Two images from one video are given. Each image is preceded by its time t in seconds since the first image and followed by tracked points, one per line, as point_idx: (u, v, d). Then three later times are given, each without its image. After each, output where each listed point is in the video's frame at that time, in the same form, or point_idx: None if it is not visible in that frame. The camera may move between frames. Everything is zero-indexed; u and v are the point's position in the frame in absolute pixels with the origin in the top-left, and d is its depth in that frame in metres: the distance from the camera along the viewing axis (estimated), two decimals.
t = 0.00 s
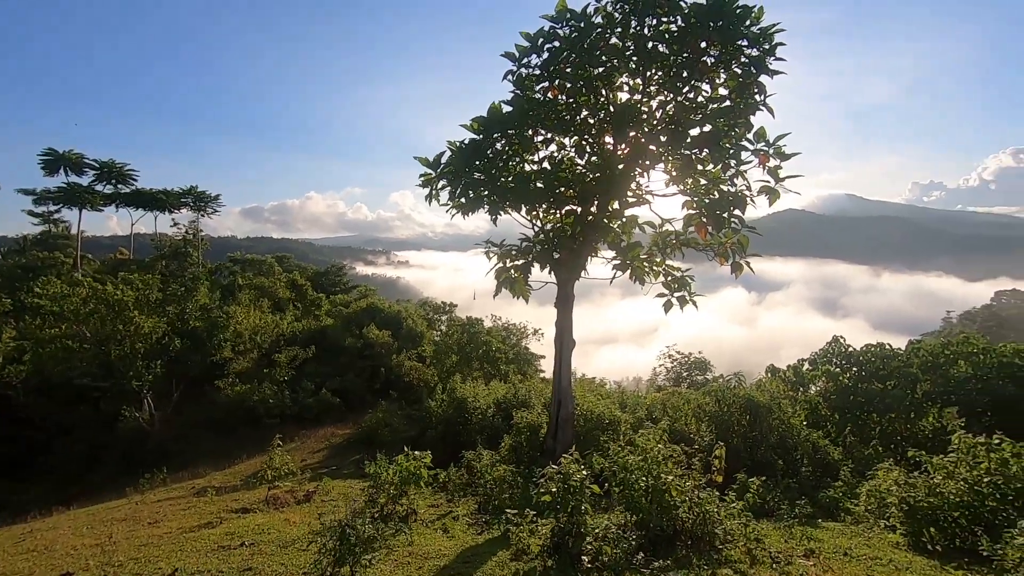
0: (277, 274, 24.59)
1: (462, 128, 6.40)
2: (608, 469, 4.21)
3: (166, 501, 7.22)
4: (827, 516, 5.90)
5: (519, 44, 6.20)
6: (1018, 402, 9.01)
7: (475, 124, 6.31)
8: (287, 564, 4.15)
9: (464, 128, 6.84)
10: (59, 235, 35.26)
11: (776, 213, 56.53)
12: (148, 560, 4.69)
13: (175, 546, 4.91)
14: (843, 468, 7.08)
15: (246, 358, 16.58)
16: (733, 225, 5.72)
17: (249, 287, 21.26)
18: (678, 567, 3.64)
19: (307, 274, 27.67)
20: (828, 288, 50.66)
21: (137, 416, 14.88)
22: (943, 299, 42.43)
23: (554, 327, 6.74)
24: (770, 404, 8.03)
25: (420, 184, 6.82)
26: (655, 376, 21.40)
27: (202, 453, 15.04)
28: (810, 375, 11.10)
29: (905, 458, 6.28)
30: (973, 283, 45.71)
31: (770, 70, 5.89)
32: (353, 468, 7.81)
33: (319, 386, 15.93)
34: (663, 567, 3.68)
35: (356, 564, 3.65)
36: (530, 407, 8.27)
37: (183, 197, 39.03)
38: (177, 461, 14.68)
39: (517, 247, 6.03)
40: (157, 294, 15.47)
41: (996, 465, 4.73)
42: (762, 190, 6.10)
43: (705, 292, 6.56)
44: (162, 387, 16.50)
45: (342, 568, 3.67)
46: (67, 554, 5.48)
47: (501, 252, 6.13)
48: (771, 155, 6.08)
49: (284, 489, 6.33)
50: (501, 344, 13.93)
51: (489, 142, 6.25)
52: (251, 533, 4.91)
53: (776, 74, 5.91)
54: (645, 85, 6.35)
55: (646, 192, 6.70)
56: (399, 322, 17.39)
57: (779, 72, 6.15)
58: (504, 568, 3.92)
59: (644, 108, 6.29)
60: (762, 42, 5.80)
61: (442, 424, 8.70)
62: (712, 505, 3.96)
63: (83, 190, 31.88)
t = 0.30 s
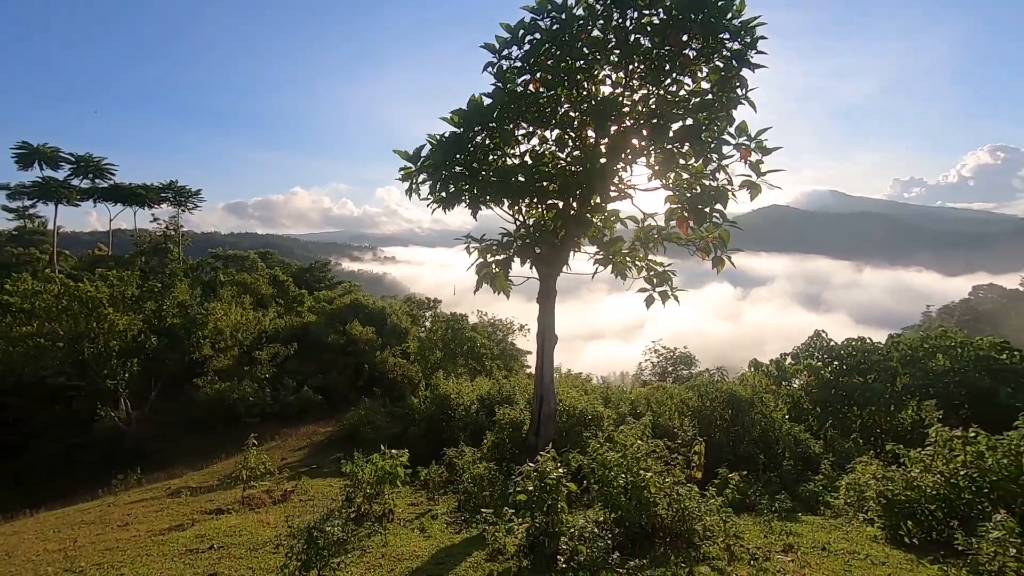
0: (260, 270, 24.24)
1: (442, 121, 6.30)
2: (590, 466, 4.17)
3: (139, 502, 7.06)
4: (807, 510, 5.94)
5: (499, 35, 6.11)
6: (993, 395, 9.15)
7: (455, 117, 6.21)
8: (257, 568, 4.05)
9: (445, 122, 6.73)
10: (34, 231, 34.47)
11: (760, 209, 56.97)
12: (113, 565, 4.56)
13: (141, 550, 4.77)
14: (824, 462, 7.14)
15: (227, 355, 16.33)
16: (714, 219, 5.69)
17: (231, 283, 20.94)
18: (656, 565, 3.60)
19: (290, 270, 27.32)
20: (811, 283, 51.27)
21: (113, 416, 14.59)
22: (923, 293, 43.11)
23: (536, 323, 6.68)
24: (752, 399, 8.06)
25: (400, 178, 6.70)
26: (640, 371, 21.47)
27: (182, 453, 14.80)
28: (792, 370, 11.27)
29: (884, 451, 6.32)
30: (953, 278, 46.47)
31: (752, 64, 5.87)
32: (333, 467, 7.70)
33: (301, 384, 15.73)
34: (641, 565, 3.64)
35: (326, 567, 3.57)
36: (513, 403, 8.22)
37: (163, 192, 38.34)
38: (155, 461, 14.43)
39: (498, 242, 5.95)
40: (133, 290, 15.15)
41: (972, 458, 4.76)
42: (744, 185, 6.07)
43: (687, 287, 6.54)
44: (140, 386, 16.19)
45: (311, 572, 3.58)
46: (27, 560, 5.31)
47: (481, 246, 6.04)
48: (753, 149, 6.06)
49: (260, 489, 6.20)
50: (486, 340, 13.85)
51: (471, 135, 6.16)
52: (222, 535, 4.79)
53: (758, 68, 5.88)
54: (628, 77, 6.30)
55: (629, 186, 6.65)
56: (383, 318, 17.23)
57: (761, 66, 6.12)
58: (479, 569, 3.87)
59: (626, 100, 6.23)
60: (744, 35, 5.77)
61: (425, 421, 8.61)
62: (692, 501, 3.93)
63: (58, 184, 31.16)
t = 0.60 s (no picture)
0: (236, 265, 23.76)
1: (418, 114, 6.17)
2: (565, 466, 4.11)
3: (102, 506, 6.83)
4: (782, 508, 6.00)
5: (476, 28, 6.00)
6: (962, 391, 9.35)
7: (431, 110, 6.09)
8: None
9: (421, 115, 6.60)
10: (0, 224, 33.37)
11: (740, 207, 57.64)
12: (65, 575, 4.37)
13: (97, 558, 4.58)
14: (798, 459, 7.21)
15: (199, 352, 15.95)
16: (692, 217, 5.66)
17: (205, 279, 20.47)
18: (629, 568, 3.56)
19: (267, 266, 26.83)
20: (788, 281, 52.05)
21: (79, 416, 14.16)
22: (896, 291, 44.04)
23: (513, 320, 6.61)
24: (729, 396, 8.09)
25: (375, 172, 6.55)
26: (621, 368, 21.55)
27: (153, 453, 14.44)
28: (769, 367, 11.40)
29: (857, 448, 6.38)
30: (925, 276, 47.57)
31: (730, 61, 5.85)
32: (306, 467, 7.54)
33: (276, 382, 15.44)
34: (614, 568, 3.60)
35: None
36: (492, 401, 8.14)
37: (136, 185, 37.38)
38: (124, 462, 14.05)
39: (474, 238, 5.85)
40: (101, 286, 14.69)
41: (942, 455, 4.80)
42: (721, 182, 6.06)
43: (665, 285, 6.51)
44: (109, 385, 15.75)
45: None
46: None
47: (457, 243, 5.95)
48: (731, 147, 6.04)
49: (228, 491, 6.03)
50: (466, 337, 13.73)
51: (447, 129, 6.04)
52: (182, 542, 4.62)
53: (736, 65, 5.87)
54: (607, 73, 6.25)
55: (608, 183, 6.59)
56: (361, 315, 16.99)
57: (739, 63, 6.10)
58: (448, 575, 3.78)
59: (605, 96, 6.17)
60: (722, 32, 5.75)
61: (402, 420, 8.48)
62: (667, 501, 3.90)
63: (25, 176, 30.19)
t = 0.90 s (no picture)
0: (214, 263, 23.33)
1: (396, 109, 6.04)
2: (543, 468, 4.05)
3: (69, 513, 6.62)
4: (763, 506, 6.03)
5: (455, 21, 5.91)
6: (938, 386, 9.49)
7: (409, 105, 5.97)
8: None
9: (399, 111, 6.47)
10: None
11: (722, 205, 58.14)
12: None
13: (55, 570, 4.41)
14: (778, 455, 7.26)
15: (176, 352, 15.62)
16: (672, 214, 5.62)
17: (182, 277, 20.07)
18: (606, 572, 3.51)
19: (248, 264, 26.41)
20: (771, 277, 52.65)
21: (50, 419, 13.79)
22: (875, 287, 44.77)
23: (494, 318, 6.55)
24: (710, 393, 8.12)
25: (352, 168, 6.41)
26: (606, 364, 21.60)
27: (127, 455, 14.11)
28: (751, 364, 11.53)
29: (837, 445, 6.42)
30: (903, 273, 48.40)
31: (711, 58, 5.82)
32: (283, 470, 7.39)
33: (255, 382, 15.18)
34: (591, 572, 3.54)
35: None
36: (474, 400, 8.07)
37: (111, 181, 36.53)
38: (97, 466, 13.72)
39: (453, 236, 5.75)
40: (72, 285, 14.30)
41: (919, 453, 4.82)
42: (702, 179, 6.03)
43: (646, 283, 6.47)
44: (82, 386, 15.36)
45: None
46: None
47: (435, 241, 5.85)
48: (711, 144, 6.02)
49: (199, 496, 5.87)
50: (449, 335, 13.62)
51: (425, 125, 5.93)
52: (146, 552, 4.46)
53: (717, 62, 5.84)
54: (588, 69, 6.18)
55: (589, 179, 6.53)
56: (343, 313, 16.77)
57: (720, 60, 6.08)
58: None
59: (585, 91, 6.11)
60: (702, 29, 5.72)
61: (382, 420, 8.36)
62: (645, 502, 3.86)
63: None
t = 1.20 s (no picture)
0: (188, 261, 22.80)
1: (368, 103, 5.93)
2: (518, 466, 4.03)
3: (30, 521, 6.41)
4: (738, 500, 6.10)
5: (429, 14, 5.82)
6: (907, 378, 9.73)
7: (382, 99, 5.86)
8: None
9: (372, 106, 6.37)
10: None
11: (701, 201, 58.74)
12: None
13: None
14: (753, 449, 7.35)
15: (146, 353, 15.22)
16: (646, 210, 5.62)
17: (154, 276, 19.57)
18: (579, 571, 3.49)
19: (223, 262, 25.85)
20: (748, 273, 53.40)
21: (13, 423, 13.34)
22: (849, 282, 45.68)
23: (470, 316, 6.49)
24: (688, 389, 8.17)
25: (324, 164, 6.28)
26: (587, 361, 21.66)
27: (96, 460, 13.75)
28: (727, 359, 11.64)
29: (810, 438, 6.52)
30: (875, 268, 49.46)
31: (685, 54, 5.83)
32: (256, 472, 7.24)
33: (229, 382, 14.88)
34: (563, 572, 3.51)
35: None
36: (452, 398, 8.01)
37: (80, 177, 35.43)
38: (64, 471, 13.33)
39: (427, 233, 5.67)
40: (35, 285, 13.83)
41: (888, 445, 4.90)
42: (677, 175, 6.04)
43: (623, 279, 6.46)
44: (48, 389, 14.90)
45: None
46: None
47: (409, 239, 5.77)
48: (686, 140, 6.02)
49: (166, 501, 5.72)
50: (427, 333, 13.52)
51: (399, 120, 5.83)
52: (107, 561, 4.32)
53: (691, 59, 5.85)
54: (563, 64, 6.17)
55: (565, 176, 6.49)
56: (320, 312, 16.52)
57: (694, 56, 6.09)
58: None
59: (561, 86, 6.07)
60: (677, 25, 5.72)
61: (359, 420, 8.26)
62: (619, 499, 3.88)
63: None
